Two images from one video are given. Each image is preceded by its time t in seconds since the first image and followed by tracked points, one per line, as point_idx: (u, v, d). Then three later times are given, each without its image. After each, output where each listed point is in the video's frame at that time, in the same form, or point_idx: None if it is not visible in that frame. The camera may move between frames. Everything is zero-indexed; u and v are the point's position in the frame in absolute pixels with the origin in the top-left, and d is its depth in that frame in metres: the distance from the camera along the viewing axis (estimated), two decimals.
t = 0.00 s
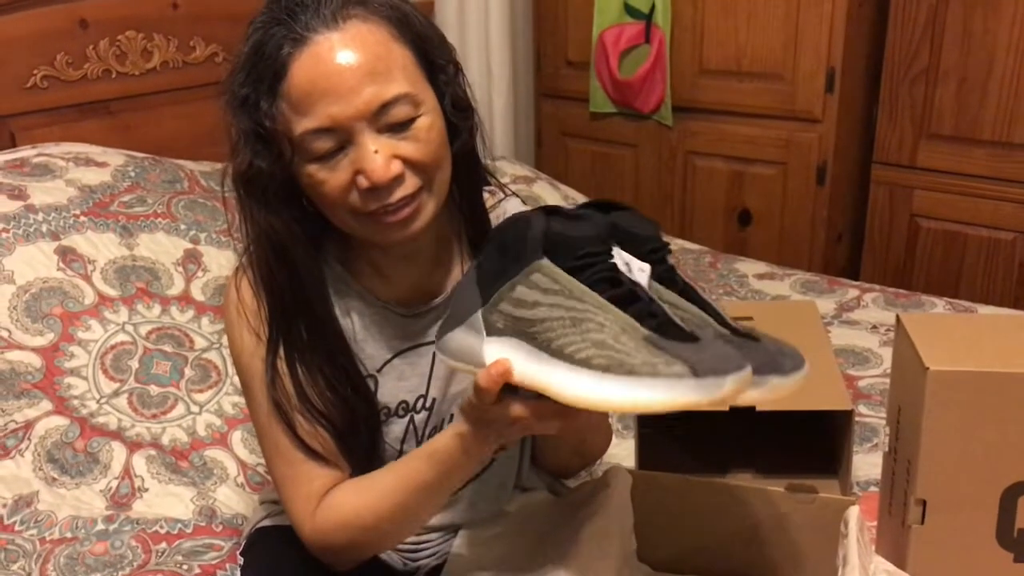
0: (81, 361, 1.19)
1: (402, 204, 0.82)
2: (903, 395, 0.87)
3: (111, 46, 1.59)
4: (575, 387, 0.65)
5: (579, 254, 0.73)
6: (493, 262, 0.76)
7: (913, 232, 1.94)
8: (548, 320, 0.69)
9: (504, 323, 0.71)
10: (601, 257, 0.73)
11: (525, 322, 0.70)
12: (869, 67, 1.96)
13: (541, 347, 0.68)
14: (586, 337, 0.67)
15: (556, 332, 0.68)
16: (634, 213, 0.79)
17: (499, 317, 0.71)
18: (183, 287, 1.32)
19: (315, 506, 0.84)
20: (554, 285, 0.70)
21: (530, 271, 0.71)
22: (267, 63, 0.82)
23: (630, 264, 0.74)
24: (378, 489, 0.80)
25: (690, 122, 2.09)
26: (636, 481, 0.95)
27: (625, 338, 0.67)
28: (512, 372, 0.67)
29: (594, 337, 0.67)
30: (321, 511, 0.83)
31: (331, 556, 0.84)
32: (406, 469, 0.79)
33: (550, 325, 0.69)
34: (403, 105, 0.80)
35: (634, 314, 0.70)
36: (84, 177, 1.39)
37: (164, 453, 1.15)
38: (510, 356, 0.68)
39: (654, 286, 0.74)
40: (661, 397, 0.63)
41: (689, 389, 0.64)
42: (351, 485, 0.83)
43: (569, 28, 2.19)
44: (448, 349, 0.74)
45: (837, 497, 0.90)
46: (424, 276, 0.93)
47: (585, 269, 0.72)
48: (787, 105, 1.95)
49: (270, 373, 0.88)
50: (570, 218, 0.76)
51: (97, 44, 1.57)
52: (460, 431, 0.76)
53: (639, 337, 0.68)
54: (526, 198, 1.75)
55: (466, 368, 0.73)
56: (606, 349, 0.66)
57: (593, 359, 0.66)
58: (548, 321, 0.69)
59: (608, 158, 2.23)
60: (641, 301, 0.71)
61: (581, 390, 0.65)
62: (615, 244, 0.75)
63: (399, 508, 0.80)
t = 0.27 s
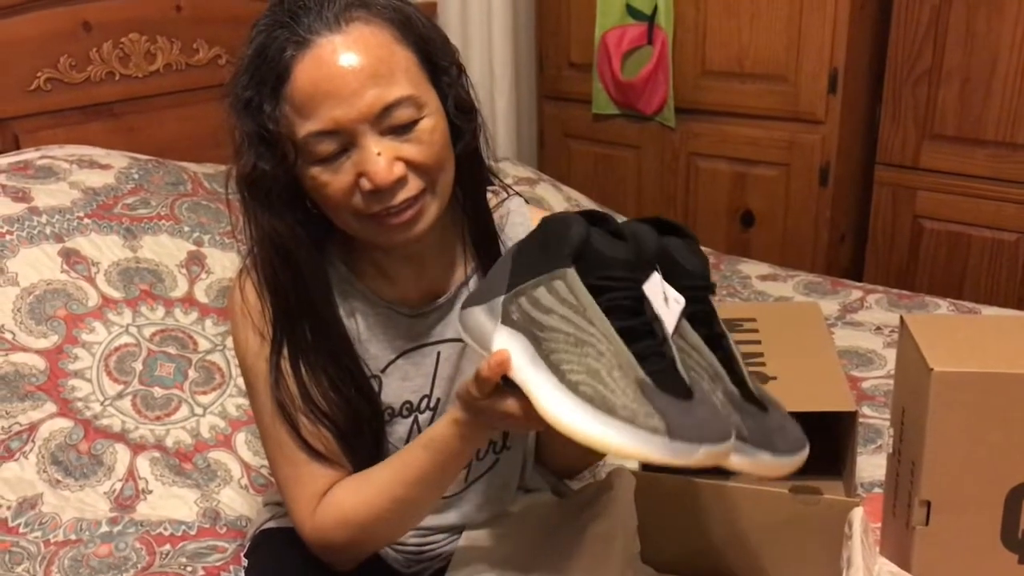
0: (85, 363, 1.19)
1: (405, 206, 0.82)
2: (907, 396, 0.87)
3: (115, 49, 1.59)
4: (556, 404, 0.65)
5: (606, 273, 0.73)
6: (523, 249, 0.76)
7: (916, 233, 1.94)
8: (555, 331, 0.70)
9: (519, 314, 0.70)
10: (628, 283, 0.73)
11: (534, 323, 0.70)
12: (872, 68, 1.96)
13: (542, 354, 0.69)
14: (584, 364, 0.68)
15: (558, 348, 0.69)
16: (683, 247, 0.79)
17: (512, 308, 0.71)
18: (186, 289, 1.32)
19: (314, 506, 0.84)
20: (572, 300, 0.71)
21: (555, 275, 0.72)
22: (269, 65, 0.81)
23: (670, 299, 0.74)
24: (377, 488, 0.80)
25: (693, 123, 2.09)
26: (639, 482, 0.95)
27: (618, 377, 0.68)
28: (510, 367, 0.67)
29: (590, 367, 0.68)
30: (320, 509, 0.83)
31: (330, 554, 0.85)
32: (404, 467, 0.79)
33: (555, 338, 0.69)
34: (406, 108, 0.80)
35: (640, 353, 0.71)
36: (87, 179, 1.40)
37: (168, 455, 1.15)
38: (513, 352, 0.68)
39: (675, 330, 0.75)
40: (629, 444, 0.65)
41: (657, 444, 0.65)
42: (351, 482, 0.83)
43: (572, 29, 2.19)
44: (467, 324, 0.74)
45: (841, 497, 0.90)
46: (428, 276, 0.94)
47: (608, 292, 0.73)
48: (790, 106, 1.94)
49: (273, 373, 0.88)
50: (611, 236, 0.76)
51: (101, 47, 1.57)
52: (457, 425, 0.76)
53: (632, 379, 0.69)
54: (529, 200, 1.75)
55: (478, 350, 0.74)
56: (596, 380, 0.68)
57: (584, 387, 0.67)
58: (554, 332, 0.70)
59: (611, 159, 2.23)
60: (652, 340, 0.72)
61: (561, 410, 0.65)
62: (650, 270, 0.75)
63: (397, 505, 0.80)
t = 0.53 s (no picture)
0: (87, 364, 1.19)
1: (402, 206, 0.82)
2: (909, 396, 0.86)
3: (116, 50, 1.59)
4: (539, 413, 0.65)
5: (616, 294, 0.73)
6: (541, 252, 0.76)
7: (919, 233, 1.94)
8: (557, 341, 0.70)
9: (526, 319, 0.71)
10: (637, 308, 0.73)
11: (538, 331, 0.71)
12: (874, 68, 1.96)
13: (540, 363, 0.69)
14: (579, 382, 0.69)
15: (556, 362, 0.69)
16: (702, 278, 0.78)
17: (520, 309, 0.72)
18: (188, 289, 1.32)
19: (312, 506, 0.84)
20: (579, 315, 0.71)
21: (567, 285, 0.72)
22: (266, 66, 0.81)
23: (678, 328, 0.75)
24: (375, 487, 0.80)
25: (695, 123, 2.09)
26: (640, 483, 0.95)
27: (609, 402, 0.68)
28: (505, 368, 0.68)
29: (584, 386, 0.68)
30: (319, 508, 0.83)
31: (327, 551, 0.85)
32: (402, 469, 0.79)
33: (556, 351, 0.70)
34: (403, 108, 0.80)
35: (637, 379, 0.71)
36: (89, 180, 1.40)
37: (170, 456, 1.15)
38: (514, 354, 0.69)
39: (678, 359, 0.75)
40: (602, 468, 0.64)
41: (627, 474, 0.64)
42: (349, 480, 0.83)
43: (573, 30, 2.19)
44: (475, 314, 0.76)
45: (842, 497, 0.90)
46: (427, 276, 0.93)
47: (613, 314, 0.72)
48: (792, 105, 1.94)
49: (272, 374, 0.88)
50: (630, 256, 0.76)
51: (102, 48, 1.57)
52: (450, 419, 0.75)
53: (623, 406, 0.69)
54: (530, 201, 1.75)
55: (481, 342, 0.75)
56: (585, 399, 0.68)
57: (574, 404, 0.67)
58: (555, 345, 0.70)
59: (612, 159, 2.23)
60: (652, 367, 0.72)
61: (544, 419, 0.65)
62: (663, 298, 0.75)
63: (398, 506, 0.80)
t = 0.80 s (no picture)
0: (88, 364, 1.19)
1: (399, 207, 0.82)
2: (910, 395, 0.86)
3: (117, 50, 1.59)
4: (533, 418, 0.66)
5: (616, 303, 0.72)
6: (543, 254, 0.75)
7: (920, 232, 1.94)
8: (555, 346, 0.71)
9: (524, 324, 0.72)
10: (636, 317, 0.72)
11: (536, 336, 0.71)
12: (876, 67, 1.95)
13: (536, 369, 0.69)
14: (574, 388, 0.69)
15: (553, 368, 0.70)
16: (705, 286, 0.76)
17: (520, 314, 0.72)
18: (189, 289, 1.32)
19: (310, 506, 0.84)
20: (578, 322, 0.71)
21: (566, 291, 0.72)
22: (261, 70, 0.81)
23: (675, 337, 0.75)
24: (374, 488, 0.80)
25: (697, 122, 2.09)
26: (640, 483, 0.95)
27: (604, 410, 0.68)
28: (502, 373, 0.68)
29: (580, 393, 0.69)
30: (318, 508, 0.83)
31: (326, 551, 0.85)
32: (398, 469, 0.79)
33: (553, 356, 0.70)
34: (398, 110, 0.80)
35: (634, 389, 0.71)
36: (90, 180, 1.40)
37: (172, 455, 1.15)
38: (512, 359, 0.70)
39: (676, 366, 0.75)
40: (593, 476, 0.64)
41: (617, 483, 0.64)
42: (348, 481, 0.83)
43: (574, 29, 2.19)
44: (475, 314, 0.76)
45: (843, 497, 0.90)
46: (425, 276, 0.93)
47: (611, 322, 0.72)
48: (793, 104, 1.94)
49: (271, 376, 0.88)
50: (632, 263, 0.75)
51: (103, 48, 1.57)
52: (447, 421, 0.75)
53: (618, 415, 0.69)
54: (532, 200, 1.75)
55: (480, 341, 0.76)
56: (579, 406, 0.68)
57: (569, 412, 0.67)
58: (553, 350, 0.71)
59: (613, 158, 2.23)
60: (649, 376, 0.73)
61: (537, 425, 0.66)
62: (661, 309, 0.75)
63: (397, 506, 0.81)
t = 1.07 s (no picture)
0: (90, 362, 1.19)
1: (399, 206, 0.82)
2: (911, 394, 0.86)
3: (117, 49, 1.59)
4: (535, 420, 0.66)
5: (613, 301, 0.73)
6: (541, 258, 0.76)
7: (922, 230, 1.94)
8: (553, 348, 0.71)
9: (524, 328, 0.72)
10: (633, 315, 0.73)
11: (536, 338, 0.71)
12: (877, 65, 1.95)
13: (537, 371, 0.69)
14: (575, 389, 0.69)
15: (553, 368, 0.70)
16: (701, 285, 0.78)
17: (519, 319, 0.72)
18: (190, 288, 1.32)
19: (310, 506, 0.84)
20: (575, 322, 0.71)
21: (563, 293, 0.73)
22: (258, 70, 0.81)
23: (674, 336, 0.74)
24: (374, 489, 0.80)
25: (698, 120, 2.09)
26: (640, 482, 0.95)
27: (606, 409, 0.68)
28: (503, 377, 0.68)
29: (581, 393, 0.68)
30: (318, 508, 0.83)
31: (333, 556, 0.86)
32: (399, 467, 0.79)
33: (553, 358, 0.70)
34: (397, 108, 0.80)
35: (634, 387, 0.71)
36: (91, 179, 1.40)
37: (173, 454, 1.15)
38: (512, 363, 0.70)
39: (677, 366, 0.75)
40: (597, 475, 0.64)
41: (621, 481, 0.64)
42: (348, 481, 0.83)
43: (575, 28, 2.19)
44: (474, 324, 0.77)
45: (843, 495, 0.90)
46: (425, 275, 0.93)
47: (610, 320, 0.72)
48: (794, 103, 1.94)
49: (270, 377, 0.88)
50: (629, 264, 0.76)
51: (103, 47, 1.57)
52: (447, 425, 0.75)
53: (619, 413, 0.68)
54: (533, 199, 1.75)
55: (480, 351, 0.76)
56: (579, 405, 0.68)
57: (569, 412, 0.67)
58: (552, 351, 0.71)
59: (614, 157, 2.23)
60: (650, 375, 0.72)
61: (538, 426, 0.66)
62: (659, 307, 0.75)
63: (397, 507, 0.81)
